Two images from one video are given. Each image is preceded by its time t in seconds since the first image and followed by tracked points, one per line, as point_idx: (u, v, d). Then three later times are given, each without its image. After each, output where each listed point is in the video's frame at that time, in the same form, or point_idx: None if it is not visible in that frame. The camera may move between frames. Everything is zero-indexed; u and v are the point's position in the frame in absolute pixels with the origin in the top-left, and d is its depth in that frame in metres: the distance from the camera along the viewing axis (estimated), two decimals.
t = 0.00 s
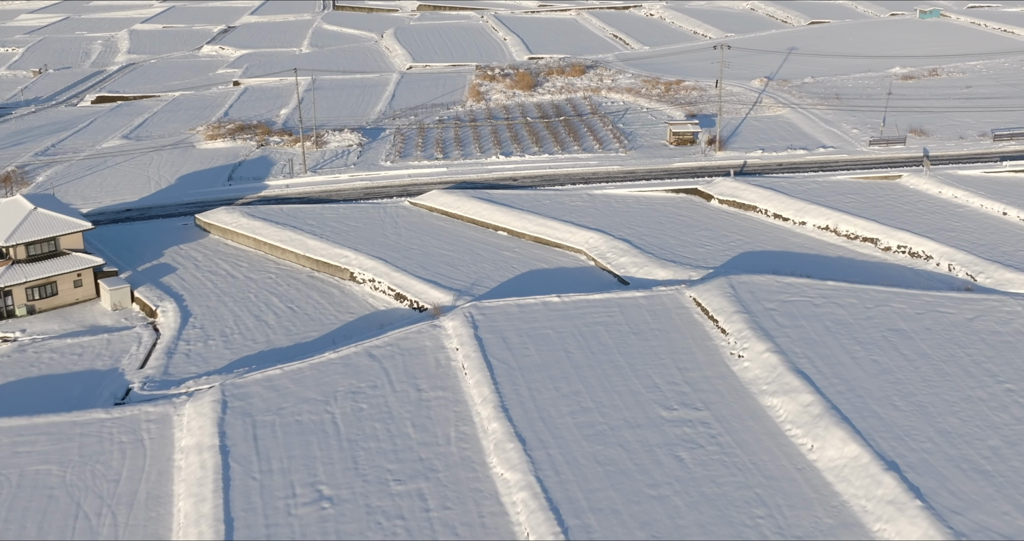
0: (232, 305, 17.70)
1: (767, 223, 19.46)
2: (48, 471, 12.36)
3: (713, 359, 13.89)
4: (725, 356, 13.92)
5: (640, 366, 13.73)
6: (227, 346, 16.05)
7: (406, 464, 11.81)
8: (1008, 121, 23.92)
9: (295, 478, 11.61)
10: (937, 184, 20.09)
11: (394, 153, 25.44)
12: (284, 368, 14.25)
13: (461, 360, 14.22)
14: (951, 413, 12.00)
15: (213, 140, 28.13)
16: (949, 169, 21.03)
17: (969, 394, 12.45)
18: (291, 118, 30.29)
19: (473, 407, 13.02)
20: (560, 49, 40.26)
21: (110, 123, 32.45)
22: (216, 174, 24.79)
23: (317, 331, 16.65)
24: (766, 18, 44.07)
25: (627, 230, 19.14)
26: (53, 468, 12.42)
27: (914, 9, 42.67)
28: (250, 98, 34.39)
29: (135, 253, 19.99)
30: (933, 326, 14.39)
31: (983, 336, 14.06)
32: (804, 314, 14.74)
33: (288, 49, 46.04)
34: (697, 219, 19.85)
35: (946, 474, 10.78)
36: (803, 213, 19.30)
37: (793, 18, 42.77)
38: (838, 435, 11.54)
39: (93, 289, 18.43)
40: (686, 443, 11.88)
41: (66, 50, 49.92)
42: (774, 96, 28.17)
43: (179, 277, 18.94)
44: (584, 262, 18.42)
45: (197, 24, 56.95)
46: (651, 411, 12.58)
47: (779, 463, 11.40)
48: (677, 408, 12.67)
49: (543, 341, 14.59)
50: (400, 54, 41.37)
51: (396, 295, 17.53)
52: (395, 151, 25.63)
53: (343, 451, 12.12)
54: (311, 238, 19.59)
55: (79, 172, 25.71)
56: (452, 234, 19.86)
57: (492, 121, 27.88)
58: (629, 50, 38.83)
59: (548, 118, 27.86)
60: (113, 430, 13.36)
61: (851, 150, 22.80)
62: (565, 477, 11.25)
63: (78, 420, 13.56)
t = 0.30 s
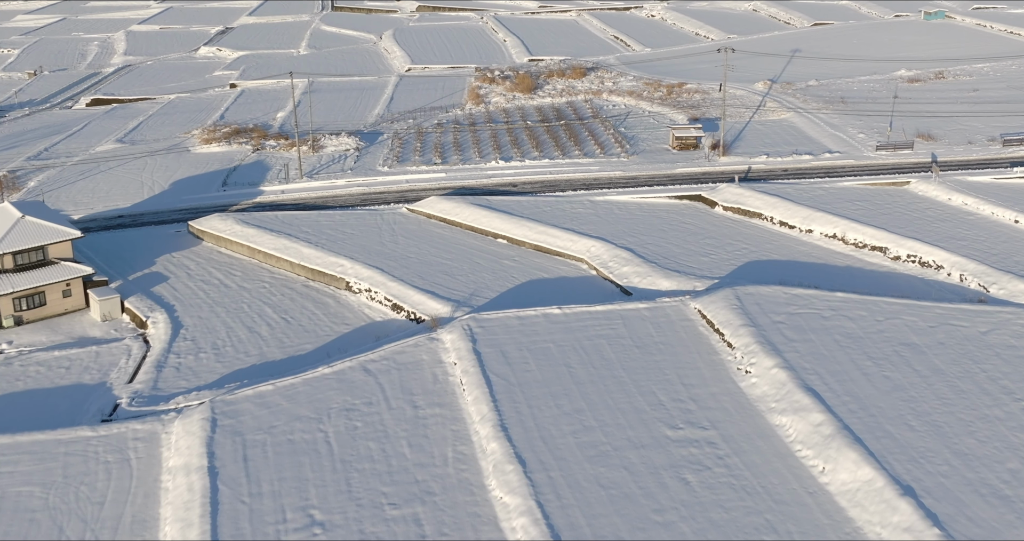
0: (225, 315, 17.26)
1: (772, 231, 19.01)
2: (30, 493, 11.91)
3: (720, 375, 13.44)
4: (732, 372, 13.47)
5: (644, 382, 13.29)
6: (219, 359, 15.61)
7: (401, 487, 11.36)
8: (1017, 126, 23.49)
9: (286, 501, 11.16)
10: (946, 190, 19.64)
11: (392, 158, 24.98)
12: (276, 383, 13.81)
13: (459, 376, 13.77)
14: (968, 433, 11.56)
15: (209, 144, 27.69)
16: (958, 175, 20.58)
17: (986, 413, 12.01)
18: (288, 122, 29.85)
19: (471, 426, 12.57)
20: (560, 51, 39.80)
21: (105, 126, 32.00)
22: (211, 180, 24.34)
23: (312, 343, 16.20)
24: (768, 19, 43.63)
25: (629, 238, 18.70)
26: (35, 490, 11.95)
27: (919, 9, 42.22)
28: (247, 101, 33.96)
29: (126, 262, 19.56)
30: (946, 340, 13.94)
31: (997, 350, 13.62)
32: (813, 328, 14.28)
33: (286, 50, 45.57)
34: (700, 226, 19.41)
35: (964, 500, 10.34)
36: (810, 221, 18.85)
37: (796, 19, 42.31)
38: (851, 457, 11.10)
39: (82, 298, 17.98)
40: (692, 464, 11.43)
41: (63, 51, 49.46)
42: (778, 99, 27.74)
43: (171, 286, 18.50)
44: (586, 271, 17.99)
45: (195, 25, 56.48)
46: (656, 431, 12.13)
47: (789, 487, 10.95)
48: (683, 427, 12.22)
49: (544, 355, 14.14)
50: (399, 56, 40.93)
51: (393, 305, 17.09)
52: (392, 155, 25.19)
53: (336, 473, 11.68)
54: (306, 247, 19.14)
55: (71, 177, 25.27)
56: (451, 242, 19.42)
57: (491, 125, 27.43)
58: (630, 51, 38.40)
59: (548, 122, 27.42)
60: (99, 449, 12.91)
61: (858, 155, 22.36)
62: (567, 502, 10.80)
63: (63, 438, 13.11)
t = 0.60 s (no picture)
0: (217, 327, 16.81)
1: (778, 240, 18.56)
2: (10, 516, 11.44)
3: (727, 391, 12.99)
4: (739, 389, 13.03)
5: (647, 400, 12.84)
6: (210, 373, 15.16)
7: (396, 511, 10.90)
8: None
9: (277, 527, 10.71)
10: (957, 197, 19.18)
11: (390, 162, 24.53)
12: (268, 399, 13.36)
13: (457, 392, 13.31)
14: (986, 455, 11.11)
15: (204, 148, 27.24)
16: (968, 182, 20.13)
17: (1004, 433, 11.55)
18: (284, 125, 29.40)
19: (469, 445, 12.13)
20: (561, 53, 39.36)
21: (99, 129, 31.54)
22: (205, 185, 23.88)
23: (306, 356, 15.75)
24: (771, 20, 43.19)
25: (632, 246, 18.25)
26: (16, 513, 11.49)
27: (923, 10, 41.78)
28: (243, 103, 33.50)
29: (117, 270, 19.12)
30: (960, 355, 13.49)
31: (1014, 366, 13.16)
32: (822, 342, 13.83)
33: (284, 52, 45.10)
34: (705, 234, 18.95)
35: (983, 528, 9.90)
36: (817, 229, 18.39)
37: (799, 20, 41.87)
38: (865, 481, 10.65)
39: (71, 309, 17.53)
40: (700, 488, 10.96)
41: (59, 52, 48.99)
42: (782, 103, 27.29)
43: (162, 296, 18.05)
44: (587, 281, 17.55)
45: (193, 26, 56.03)
46: (661, 451, 11.67)
47: (801, 512, 10.49)
48: (689, 447, 11.76)
49: (544, 370, 13.70)
50: (398, 58, 40.49)
51: (390, 316, 16.65)
52: (390, 160, 24.73)
53: (329, 496, 11.22)
54: (301, 255, 18.69)
55: (63, 182, 24.80)
56: (449, 251, 18.96)
57: (491, 129, 27.00)
58: (632, 53, 37.96)
59: (549, 125, 26.98)
60: (83, 470, 12.45)
61: (865, 161, 21.91)
62: (568, 529, 10.35)
63: (46, 458, 12.65)
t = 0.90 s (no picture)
0: (208, 339, 16.35)
1: (785, 248, 18.11)
2: None
3: (734, 410, 12.54)
4: (747, 407, 12.57)
5: (652, 419, 12.38)
6: (200, 388, 14.72)
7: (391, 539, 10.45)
8: None
9: None
10: (967, 205, 18.73)
11: (387, 167, 24.09)
12: (259, 417, 12.92)
13: (454, 410, 12.86)
14: (1006, 480, 10.66)
15: (198, 153, 26.79)
16: (978, 188, 19.67)
17: None
18: (280, 129, 28.96)
19: (466, 466, 11.68)
20: (561, 54, 38.91)
21: (93, 133, 31.09)
22: (199, 190, 23.43)
23: (299, 369, 15.30)
24: (773, 21, 42.78)
25: (635, 256, 17.80)
26: None
27: (927, 11, 41.36)
28: (239, 106, 33.06)
29: (108, 279, 18.68)
30: (975, 371, 13.04)
31: None
32: (833, 358, 13.37)
33: (281, 54, 44.65)
34: (709, 243, 18.51)
35: None
36: (824, 237, 17.94)
37: (802, 22, 41.41)
38: (880, 507, 10.20)
39: (59, 320, 17.07)
40: (708, 513, 10.51)
41: (54, 54, 48.53)
42: (787, 106, 26.85)
43: (153, 306, 17.61)
44: (589, 291, 17.12)
45: (190, 27, 55.57)
46: (667, 474, 11.21)
47: None
48: (696, 470, 11.30)
49: (545, 386, 13.24)
50: (396, 60, 40.04)
51: (386, 328, 16.20)
52: (388, 165, 24.29)
53: (321, 522, 10.77)
54: (295, 264, 18.24)
55: (55, 187, 24.35)
56: (447, 260, 18.52)
57: (490, 133, 26.56)
58: (633, 55, 37.54)
59: (549, 129, 26.54)
60: (66, 491, 11.98)
61: (872, 166, 21.47)
62: None
63: (28, 479, 12.19)
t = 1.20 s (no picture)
0: (199, 352, 15.89)
1: (792, 258, 17.65)
2: None
3: (742, 430, 12.07)
4: (755, 427, 12.10)
5: (657, 440, 11.92)
6: (190, 405, 14.26)
7: None
8: None
9: None
10: (978, 213, 18.27)
11: (384, 173, 23.62)
12: (249, 437, 12.45)
13: (451, 430, 12.40)
14: None
15: (193, 157, 26.33)
16: (989, 196, 19.21)
17: None
18: (277, 133, 28.49)
19: (464, 490, 11.22)
20: (562, 56, 38.45)
21: (86, 137, 30.63)
22: (192, 197, 22.97)
23: (292, 385, 14.84)
24: (777, 23, 42.34)
25: (638, 265, 17.34)
26: None
27: (932, 13, 40.93)
28: (236, 109, 32.60)
29: (97, 289, 18.22)
30: (992, 389, 12.59)
31: None
32: (844, 375, 12.91)
33: (279, 55, 44.19)
34: (714, 252, 18.05)
35: None
36: (832, 247, 17.48)
37: (806, 23, 40.94)
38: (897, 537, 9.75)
39: (47, 332, 16.60)
40: None
41: (50, 55, 48.05)
42: (791, 110, 26.40)
43: (143, 317, 17.15)
44: (591, 302, 16.66)
45: (187, 28, 55.09)
46: (674, 500, 10.75)
47: None
48: (703, 494, 10.84)
49: (546, 404, 12.78)
50: (395, 61, 39.60)
51: (382, 341, 15.74)
52: (385, 170, 23.82)
53: None
54: (290, 274, 17.78)
55: (46, 193, 23.88)
56: (445, 269, 18.06)
57: (490, 137, 26.10)
58: (635, 57, 37.08)
59: (549, 133, 26.09)
60: (47, 516, 11.51)
61: (880, 173, 21.01)
62: None
63: (9, 503, 11.72)
